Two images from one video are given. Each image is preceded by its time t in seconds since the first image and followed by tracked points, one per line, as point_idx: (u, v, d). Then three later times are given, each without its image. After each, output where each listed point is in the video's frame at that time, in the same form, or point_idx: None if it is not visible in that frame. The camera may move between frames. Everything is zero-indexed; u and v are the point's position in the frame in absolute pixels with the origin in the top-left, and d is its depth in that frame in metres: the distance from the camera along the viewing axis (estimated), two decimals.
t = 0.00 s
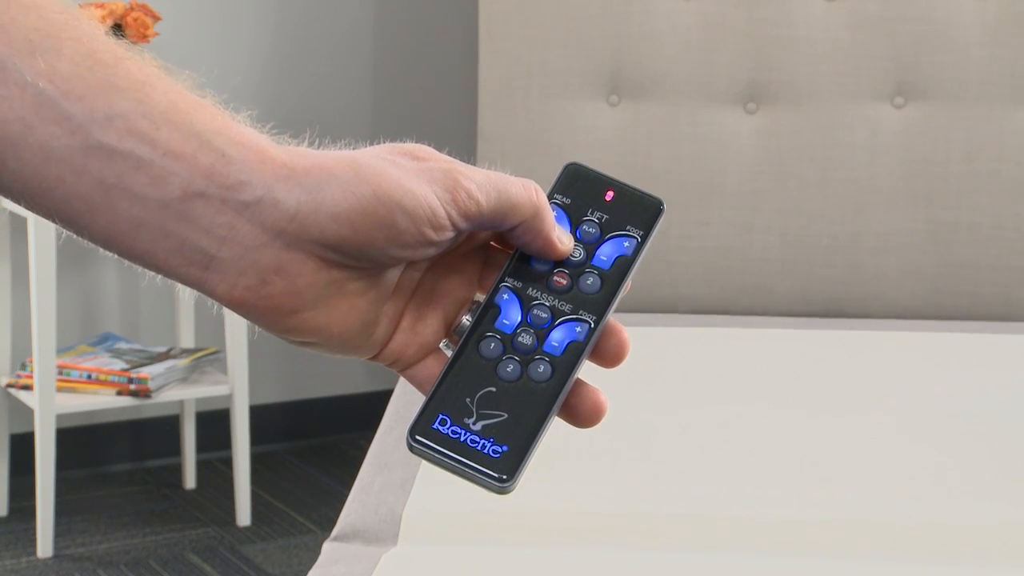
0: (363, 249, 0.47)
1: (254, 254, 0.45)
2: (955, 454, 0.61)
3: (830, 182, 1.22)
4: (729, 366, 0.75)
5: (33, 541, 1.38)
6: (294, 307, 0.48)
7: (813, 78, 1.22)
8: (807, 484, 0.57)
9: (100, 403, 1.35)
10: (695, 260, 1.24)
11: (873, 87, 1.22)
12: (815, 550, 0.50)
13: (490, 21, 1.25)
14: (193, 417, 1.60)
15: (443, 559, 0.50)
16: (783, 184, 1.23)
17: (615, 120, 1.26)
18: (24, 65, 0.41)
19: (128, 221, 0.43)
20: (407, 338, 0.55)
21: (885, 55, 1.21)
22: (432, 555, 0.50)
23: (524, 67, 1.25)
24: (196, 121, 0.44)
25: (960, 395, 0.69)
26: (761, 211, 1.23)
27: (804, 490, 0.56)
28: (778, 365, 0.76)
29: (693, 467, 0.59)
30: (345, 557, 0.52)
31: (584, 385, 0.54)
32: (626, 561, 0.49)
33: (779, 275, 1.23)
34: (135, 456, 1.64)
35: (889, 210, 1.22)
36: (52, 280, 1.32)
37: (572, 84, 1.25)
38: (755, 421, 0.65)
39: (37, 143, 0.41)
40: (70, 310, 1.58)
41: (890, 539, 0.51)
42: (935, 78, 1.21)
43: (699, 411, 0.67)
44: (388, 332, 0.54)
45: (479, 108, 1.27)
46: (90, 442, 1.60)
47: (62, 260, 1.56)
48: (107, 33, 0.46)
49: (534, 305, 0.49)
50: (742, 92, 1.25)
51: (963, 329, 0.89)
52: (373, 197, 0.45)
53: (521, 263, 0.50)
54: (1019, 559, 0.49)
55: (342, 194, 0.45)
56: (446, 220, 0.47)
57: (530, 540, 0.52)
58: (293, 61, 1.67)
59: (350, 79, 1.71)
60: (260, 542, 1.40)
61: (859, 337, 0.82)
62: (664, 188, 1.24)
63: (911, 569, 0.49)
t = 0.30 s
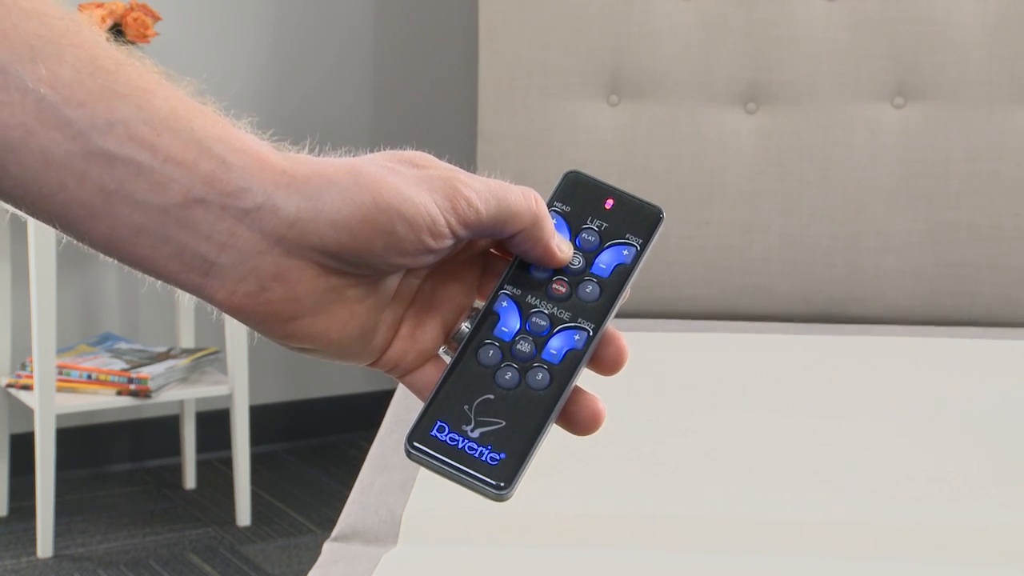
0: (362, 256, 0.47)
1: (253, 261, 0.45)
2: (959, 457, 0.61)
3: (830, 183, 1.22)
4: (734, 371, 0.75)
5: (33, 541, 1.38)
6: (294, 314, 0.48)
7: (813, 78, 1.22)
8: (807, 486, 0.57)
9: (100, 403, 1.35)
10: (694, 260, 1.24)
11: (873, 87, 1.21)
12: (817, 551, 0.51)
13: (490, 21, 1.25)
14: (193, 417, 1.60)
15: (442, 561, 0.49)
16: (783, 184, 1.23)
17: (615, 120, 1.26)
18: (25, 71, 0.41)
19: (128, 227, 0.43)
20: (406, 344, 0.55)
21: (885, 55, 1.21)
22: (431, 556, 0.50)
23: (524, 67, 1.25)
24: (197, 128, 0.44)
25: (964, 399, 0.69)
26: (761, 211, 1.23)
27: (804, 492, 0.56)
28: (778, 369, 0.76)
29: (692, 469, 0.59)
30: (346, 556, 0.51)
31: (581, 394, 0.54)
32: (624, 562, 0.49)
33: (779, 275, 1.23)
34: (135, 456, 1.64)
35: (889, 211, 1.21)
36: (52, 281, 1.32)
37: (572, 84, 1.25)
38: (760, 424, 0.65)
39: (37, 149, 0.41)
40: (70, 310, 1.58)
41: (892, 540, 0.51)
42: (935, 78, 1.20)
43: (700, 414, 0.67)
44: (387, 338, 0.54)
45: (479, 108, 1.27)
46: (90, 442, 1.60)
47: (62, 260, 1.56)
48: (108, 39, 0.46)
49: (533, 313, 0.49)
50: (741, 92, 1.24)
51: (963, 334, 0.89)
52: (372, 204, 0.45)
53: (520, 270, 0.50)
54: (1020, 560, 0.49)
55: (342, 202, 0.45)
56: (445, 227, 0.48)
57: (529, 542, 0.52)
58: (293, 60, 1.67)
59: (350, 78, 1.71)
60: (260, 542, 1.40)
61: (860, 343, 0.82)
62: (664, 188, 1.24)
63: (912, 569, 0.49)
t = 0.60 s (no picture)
0: (365, 259, 0.47)
1: (255, 264, 0.45)
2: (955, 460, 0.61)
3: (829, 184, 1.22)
4: (733, 375, 0.75)
5: (33, 541, 1.38)
6: (296, 316, 0.48)
7: (813, 78, 1.21)
8: (808, 488, 0.57)
9: (100, 403, 1.35)
10: (695, 260, 1.24)
11: (873, 87, 1.21)
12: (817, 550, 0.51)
13: (490, 22, 1.25)
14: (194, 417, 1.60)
15: (443, 561, 0.49)
16: (783, 184, 1.23)
17: (615, 120, 1.26)
18: (29, 74, 0.41)
19: (131, 230, 0.43)
20: (409, 347, 0.55)
21: (885, 55, 1.20)
22: (432, 556, 0.50)
23: (524, 67, 1.25)
24: (201, 131, 0.44)
25: (962, 404, 0.69)
26: (761, 211, 1.23)
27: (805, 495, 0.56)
28: (778, 372, 0.76)
29: (691, 472, 0.59)
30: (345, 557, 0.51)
31: (584, 396, 0.54)
32: (620, 562, 0.49)
33: (779, 276, 1.23)
34: (135, 456, 1.64)
35: (889, 211, 1.21)
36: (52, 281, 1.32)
37: (572, 85, 1.25)
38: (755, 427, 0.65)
39: (41, 151, 0.41)
40: (69, 310, 1.57)
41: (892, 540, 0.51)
42: (935, 78, 1.20)
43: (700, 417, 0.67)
44: (389, 341, 0.55)
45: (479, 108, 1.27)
46: (90, 442, 1.60)
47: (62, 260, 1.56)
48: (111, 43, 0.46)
49: (535, 316, 0.49)
50: (741, 92, 1.24)
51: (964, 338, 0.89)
52: (375, 207, 0.45)
53: (523, 274, 0.51)
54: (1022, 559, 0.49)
55: (345, 206, 0.45)
56: (447, 230, 0.48)
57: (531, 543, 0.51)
58: (292, 61, 1.67)
59: (349, 78, 1.71)
60: (260, 542, 1.40)
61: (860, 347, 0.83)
62: (664, 188, 1.24)
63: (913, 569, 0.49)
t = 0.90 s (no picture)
0: (366, 259, 0.47)
1: (257, 265, 0.45)
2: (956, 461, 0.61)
3: (829, 184, 1.22)
4: (734, 377, 0.75)
5: (33, 541, 1.38)
6: (297, 317, 0.48)
7: (813, 78, 1.21)
8: (807, 490, 0.57)
9: (100, 403, 1.35)
10: (694, 260, 1.24)
11: (873, 87, 1.21)
12: (818, 550, 0.51)
13: (490, 22, 1.25)
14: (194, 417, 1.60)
15: (442, 562, 0.49)
16: (783, 185, 1.23)
17: (615, 120, 1.26)
18: (31, 75, 0.41)
19: (132, 230, 0.43)
20: (410, 347, 0.56)
21: (885, 55, 1.20)
22: (431, 557, 0.50)
23: (524, 68, 1.25)
24: (202, 131, 0.44)
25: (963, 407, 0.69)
26: (761, 211, 1.23)
27: (805, 496, 0.56)
28: (779, 374, 0.76)
29: (692, 472, 0.59)
30: (345, 556, 0.51)
31: (585, 396, 0.54)
32: (624, 563, 0.49)
33: (779, 276, 1.23)
34: (135, 456, 1.64)
35: (889, 212, 1.21)
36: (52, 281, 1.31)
37: (572, 85, 1.25)
38: (759, 429, 0.65)
39: (42, 152, 0.41)
40: (69, 310, 1.57)
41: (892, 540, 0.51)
42: (935, 78, 1.19)
43: (702, 419, 0.67)
44: (390, 342, 0.55)
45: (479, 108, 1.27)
46: (90, 441, 1.60)
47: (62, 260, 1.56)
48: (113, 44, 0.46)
49: (536, 316, 0.49)
50: (741, 92, 1.24)
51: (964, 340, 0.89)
52: (376, 209, 0.45)
53: (524, 275, 0.51)
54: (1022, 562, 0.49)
55: (346, 206, 0.45)
56: (448, 231, 0.48)
57: (530, 543, 0.52)
58: (292, 61, 1.67)
59: (349, 78, 1.71)
60: (260, 542, 1.40)
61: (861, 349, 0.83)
62: (664, 189, 1.24)
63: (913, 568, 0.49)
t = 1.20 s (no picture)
0: (366, 260, 0.47)
1: (257, 266, 0.45)
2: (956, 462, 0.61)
3: (829, 184, 1.22)
4: (734, 378, 0.75)
5: (33, 541, 1.38)
6: (298, 318, 0.48)
7: (813, 79, 1.21)
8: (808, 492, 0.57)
9: (100, 403, 1.35)
10: (695, 260, 1.24)
11: (873, 87, 1.21)
12: (817, 551, 0.51)
13: (490, 22, 1.25)
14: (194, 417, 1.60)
15: (442, 563, 0.49)
16: (783, 185, 1.23)
17: (615, 120, 1.26)
18: (32, 76, 0.41)
19: (132, 231, 0.43)
20: (410, 349, 0.56)
21: (885, 55, 1.20)
22: (431, 557, 0.50)
23: (525, 68, 1.25)
24: (203, 132, 0.44)
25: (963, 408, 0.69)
26: (761, 212, 1.23)
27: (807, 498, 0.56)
28: (780, 376, 0.76)
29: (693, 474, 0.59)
30: (345, 557, 0.51)
31: (585, 396, 0.54)
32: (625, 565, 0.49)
33: (779, 276, 1.23)
34: (136, 456, 1.64)
35: (889, 212, 1.21)
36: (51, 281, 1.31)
37: (572, 85, 1.25)
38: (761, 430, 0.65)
39: (43, 153, 0.41)
40: (69, 311, 1.57)
41: (894, 541, 0.51)
42: (935, 78, 1.19)
43: (703, 421, 0.67)
44: (390, 343, 0.55)
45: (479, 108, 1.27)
46: (90, 441, 1.60)
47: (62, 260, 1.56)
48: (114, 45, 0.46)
49: (537, 318, 0.49)
50: (742, 92, 1.24)
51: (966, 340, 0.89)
52: (376, 209, 0.45)
53: (525, 276, 0.51)
54: None
55: (346, 207, 0.45)
56: (448, 232, 0.48)
57: (531, 545, 0.51)
58: (292, 61, 1.67)
59: (349, 79, 1.71)
60: (260, 542, 1.40)
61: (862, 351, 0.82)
62: (664, 189, 1.24)
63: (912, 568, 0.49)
